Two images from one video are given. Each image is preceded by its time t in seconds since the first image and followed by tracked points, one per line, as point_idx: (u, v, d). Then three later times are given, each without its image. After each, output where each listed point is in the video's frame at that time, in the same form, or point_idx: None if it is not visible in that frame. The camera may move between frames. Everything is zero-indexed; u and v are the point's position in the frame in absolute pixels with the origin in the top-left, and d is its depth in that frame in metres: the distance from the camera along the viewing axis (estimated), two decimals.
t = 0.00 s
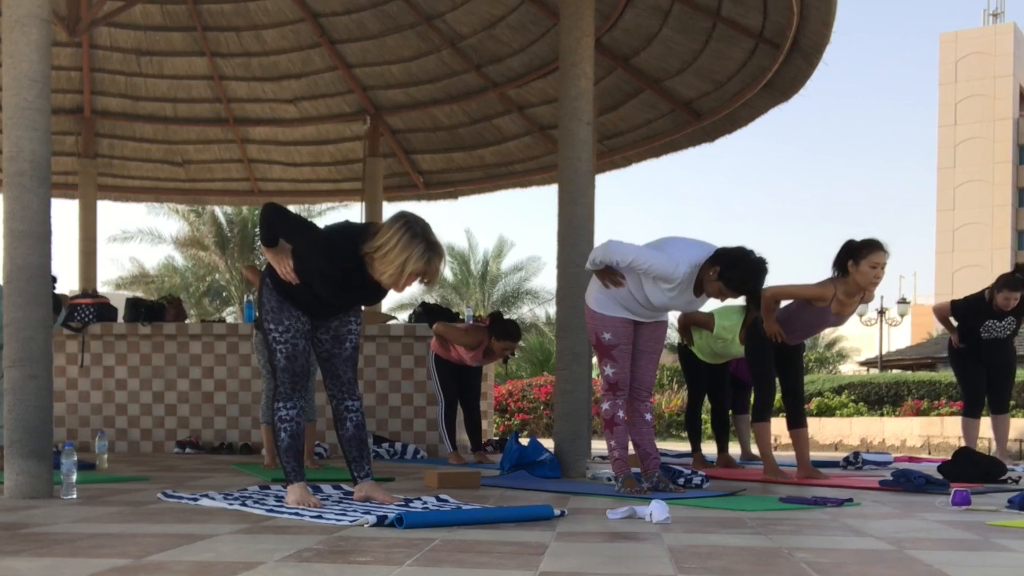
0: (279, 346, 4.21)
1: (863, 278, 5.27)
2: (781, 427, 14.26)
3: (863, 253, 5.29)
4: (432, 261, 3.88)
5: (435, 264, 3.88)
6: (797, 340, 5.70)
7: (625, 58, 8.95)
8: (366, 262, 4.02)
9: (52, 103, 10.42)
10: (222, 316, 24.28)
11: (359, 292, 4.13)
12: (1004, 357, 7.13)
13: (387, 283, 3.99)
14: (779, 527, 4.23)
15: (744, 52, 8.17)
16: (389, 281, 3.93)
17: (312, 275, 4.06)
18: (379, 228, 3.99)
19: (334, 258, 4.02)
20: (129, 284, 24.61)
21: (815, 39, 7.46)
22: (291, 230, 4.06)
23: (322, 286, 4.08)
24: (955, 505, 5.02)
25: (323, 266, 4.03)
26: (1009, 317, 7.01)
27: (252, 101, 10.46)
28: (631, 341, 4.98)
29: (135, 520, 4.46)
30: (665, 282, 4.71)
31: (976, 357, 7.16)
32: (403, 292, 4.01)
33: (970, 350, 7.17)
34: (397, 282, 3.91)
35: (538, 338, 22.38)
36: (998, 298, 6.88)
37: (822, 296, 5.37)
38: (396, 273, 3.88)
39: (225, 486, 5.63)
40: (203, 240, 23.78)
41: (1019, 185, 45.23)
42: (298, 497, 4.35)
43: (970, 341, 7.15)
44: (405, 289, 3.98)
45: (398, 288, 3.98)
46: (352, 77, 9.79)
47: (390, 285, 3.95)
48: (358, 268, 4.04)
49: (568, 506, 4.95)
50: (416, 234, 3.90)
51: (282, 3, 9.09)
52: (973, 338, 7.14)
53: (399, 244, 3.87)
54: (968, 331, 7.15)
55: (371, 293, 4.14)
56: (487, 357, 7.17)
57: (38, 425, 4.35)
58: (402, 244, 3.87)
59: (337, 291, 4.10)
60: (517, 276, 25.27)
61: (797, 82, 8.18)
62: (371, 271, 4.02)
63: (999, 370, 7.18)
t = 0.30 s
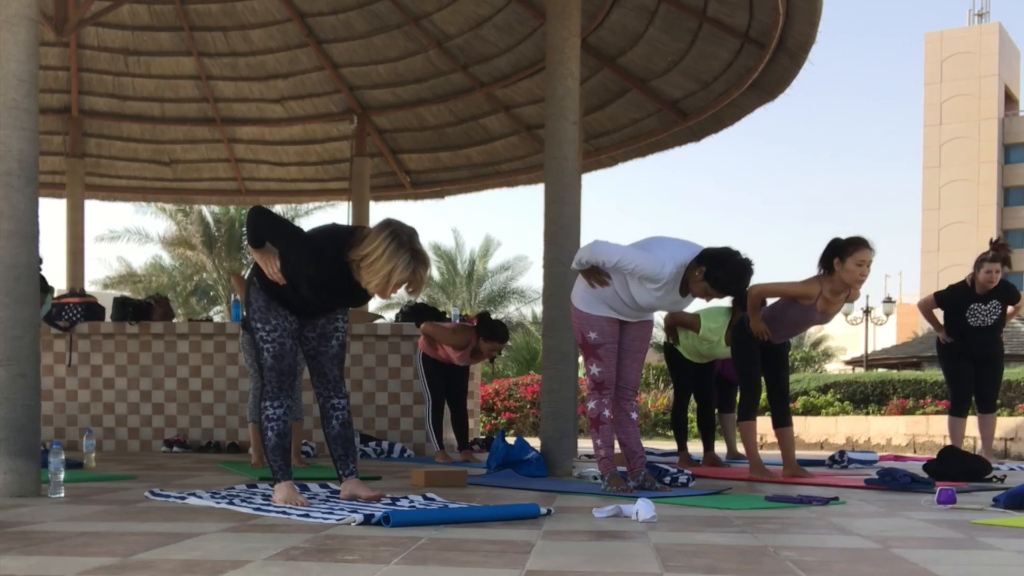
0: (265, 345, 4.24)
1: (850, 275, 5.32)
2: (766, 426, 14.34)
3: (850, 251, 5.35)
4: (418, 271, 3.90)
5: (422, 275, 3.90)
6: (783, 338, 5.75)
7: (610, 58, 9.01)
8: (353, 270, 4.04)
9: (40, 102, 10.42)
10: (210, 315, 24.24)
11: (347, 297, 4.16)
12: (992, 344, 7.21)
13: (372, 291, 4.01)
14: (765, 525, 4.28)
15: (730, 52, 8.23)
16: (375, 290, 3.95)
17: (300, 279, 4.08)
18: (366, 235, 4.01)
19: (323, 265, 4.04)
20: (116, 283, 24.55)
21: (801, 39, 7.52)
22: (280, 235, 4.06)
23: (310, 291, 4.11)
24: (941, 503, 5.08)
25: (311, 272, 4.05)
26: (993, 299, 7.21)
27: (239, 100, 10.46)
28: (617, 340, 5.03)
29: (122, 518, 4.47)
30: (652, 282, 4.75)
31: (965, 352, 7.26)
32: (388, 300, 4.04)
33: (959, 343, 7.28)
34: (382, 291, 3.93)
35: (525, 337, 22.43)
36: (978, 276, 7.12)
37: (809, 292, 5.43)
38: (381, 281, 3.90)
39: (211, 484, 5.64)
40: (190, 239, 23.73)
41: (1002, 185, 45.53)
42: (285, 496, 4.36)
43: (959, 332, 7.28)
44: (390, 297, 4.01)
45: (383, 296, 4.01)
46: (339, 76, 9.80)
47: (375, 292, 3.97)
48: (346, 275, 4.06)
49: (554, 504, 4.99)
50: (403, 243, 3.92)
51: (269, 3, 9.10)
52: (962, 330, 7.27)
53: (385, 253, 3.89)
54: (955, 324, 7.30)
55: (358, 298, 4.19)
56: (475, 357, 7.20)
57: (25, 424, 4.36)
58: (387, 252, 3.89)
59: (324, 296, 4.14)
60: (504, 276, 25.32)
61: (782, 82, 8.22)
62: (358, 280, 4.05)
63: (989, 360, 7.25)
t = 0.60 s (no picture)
0: (252, 344, 4.26)
1: (833, 263, 5.39)
2: (752, 425, 14.41)
3: (832, 240, 5.42)
4: (405, 270, 3.92)
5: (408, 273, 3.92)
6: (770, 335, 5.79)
7: (597, 58, 9.06)
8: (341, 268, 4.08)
9: (28, 102, 10.41)
10: (197, 314, 24.21)
11: (335, 296, 4.20)
12: (980, 332, 7.30)
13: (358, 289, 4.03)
14: (750, 524, 4.33)
15: (715, 52, 8.29)
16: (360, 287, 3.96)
17: (288, 278, 4.11)
18: (354, 234, 4.03)
19: (311, 263, 4.07)
20: (104, 283, 24.50)
21: (787, 39, 7.57)
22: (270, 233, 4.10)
23: (298, 290, 4.13)
24: (925, 502, 5.15)
25: (300, 271, 4.08)
26: (977, 288, 7.34)
27: (227, 100, 10.46)
28: (603, 339, 5.07)
29: (110, 517, 4.49)
30: (638, 282, 4.79)
31: (953, 345, 7.35)
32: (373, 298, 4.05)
33: (947, 335, 7.38)
34: (368, 288, 3.94)
35: (511, 336, 22.47)
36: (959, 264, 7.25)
37: (794, 284, 5.48)
38: (368, 279, 3.92)
39: (199, 483, 5.66)
40: (178, 239, 23.68)
41: (987, 186, 45.83)
42: (273, 495, 4.39)
43: (946, 324, 7.38)
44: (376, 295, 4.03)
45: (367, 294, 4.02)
46: (326, 76, 9.81)
47: (362, 291, 3.99)
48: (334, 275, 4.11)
49: (540, 503, 5.03)
50: (390, 242, 3.94)
51: (256, 3, 9.11)
52: (950, 322, 7.36)
53: (372, 250, 3.91)
54: (942, 316, 7.41)
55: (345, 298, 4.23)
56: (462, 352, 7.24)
57: (13, 423, 4.37)
58: (375, 252, 3.91)
59: (312, 295, 4.17)
60: (490, 275, 25.36)
61: (768, 82, 8.27)
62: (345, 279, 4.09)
63: (979, 348, 7.32)
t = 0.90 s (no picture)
0: (239, 342, 4.28)
1: (812, 242, 5.47)
2: (739, 424, 14.50)
3: (808, 220, 5.51)
4: (394, 243, 3.99)
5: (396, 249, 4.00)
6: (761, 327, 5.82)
7: (584, 58, 9.11)
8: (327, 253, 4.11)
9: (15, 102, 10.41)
10: (185, 313, 24.19)
11: (322, 285, 4.21)
12: (966, 322, 7.43)
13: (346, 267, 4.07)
14: (735, 522, 4.37)
15: (701, 52, 8.34)
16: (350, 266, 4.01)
17: (276, 267, 4.14)
18: (339, 215, 4.08)
19: (301, 251, 4.10)
20: (91, 282, 24.46)
21: (773, 38, 7.63)
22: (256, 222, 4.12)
23: (286, 279, 4.16)
24: (911, 501, 5.20)
25: (286, 258, 4.11)
26: (962, 281, 7.47)
27: (214, 100, 10.46)
28: (591, 338, 5.11)
29: (97, 516, 4.51)
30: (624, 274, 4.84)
31: (941, 337, 7.43)
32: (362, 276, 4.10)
33: (936, 329, 7.47)
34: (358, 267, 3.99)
35: (498, 335, 22.51)
36: (944, 256, 7.41)
37: (778, 267, 5.54)
38: (359, 257, 3.97)
39: (186, 482, 5.68)
40: (165, 238, 23.62)
41: (971, 185, 46.11)
42: (260, 493, 4.42)
43: (934, 318, 7.46)
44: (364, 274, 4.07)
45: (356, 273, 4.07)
46: (313, 76, 9.83)
47: (354, 270, 4.03)
48: (321, 262, 4.12)
49: (527, 501, 5.07)
50: (377, 218, 3.99)
51: (243, 3, 9.13)
52: (938, 313, 7.44)
53: (361, 226, 3.96)
54: (929, 308, 7.49)
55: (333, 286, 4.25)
56: (453, 335, 7.19)
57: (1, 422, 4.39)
58: (364, 228, 3.95)
59: (299, 284, 4.19)
60: (477, 275, 25.41)
61: (754, 81, 8.31)
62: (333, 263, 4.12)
63: (966, 338, 7.42)
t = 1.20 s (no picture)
0: (231, 339, 4.28)
1: (784, 216, 5.53)
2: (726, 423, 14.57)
3: (778, 196, 5.59)
4: (371, 146, 4.12)
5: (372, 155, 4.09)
6: (754, 315, 5.81)
7: (570, 58, 9.16)
8: (305, 192, 4.13)
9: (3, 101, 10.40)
10: (172, 312, 24.16)
11: (308, 232, 4.17)
12: (955, 318, 7.51)
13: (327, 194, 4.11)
14: (720, 521, 4.43)
15: (687, 52, 8.39)
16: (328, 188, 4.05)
17: (261, 226, 4.15)
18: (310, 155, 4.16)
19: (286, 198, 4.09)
20: (79, 282, 24.40)
21: (759, 38, 7.68)
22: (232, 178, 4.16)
23: (271, 233, 4.15)
24: (897, 499, 5.26)
25: (265, 209, 4.13)
26: (948, 278, 7.55)
27: (202, 100, 10.45)
28: (579, 336, 5.13)
29: (84, 514, 4.53)
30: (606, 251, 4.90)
31: (931, 334, 7.50)
32: (347, 200, 4.13)
33: (925, 327, 7.54)
34: (336, 181, 4.03)
35: (485, 335, 22.55)
36: (929, 255, 7.55)
37: (756, 245, 5.58)
38: (335, 170, 4.02)
39: (173, 481, 5.70)
40: (153, 237, 23.60)
41: (956, 185, 46.38)
42: (247, 492, 4.44)
43: (922, 316, 7.54)
44: (347, 194, 4.11)
45: (339, 198, 4.10)
46: (301, 76, 9.83)
47: (340, 186, 4.05)
48: (297, 204, 4.11)
49: (514, 500, 5.11)
50: (347, 130, 4.12)
51: (231, 3, 9.14)
52: (927, 311, 7.51)
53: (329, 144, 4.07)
54: (918, 306, 7.56)
55: (322, 233, 4.21)
56: (440, 313, 7.26)
57: None
58: (338, 140, 4.07)
59: (285, 239, 4.16)
60: (464, 274, 25.47)
61: (740, 81, 8.36)
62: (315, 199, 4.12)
63: (954, 334, 7.52)
